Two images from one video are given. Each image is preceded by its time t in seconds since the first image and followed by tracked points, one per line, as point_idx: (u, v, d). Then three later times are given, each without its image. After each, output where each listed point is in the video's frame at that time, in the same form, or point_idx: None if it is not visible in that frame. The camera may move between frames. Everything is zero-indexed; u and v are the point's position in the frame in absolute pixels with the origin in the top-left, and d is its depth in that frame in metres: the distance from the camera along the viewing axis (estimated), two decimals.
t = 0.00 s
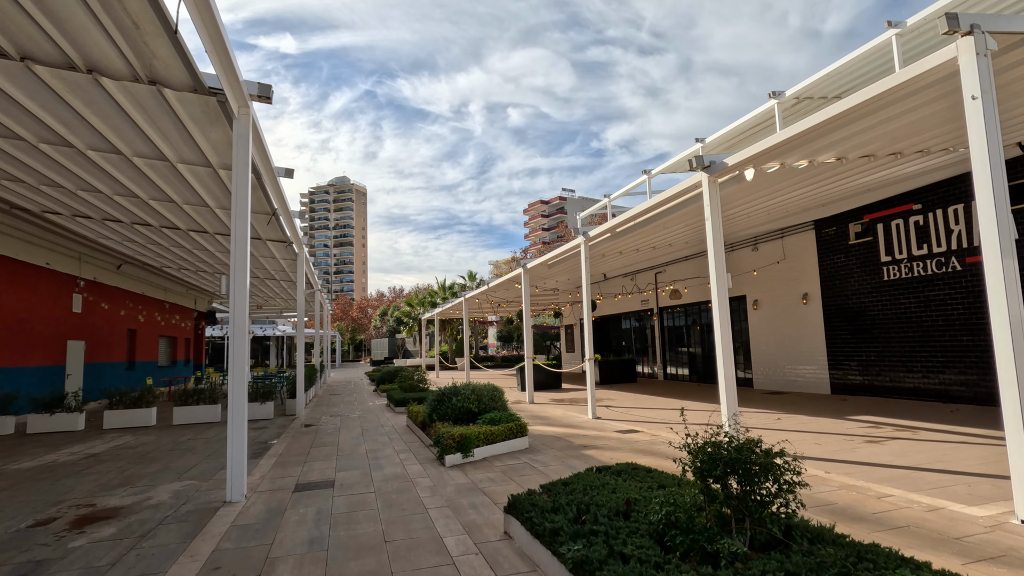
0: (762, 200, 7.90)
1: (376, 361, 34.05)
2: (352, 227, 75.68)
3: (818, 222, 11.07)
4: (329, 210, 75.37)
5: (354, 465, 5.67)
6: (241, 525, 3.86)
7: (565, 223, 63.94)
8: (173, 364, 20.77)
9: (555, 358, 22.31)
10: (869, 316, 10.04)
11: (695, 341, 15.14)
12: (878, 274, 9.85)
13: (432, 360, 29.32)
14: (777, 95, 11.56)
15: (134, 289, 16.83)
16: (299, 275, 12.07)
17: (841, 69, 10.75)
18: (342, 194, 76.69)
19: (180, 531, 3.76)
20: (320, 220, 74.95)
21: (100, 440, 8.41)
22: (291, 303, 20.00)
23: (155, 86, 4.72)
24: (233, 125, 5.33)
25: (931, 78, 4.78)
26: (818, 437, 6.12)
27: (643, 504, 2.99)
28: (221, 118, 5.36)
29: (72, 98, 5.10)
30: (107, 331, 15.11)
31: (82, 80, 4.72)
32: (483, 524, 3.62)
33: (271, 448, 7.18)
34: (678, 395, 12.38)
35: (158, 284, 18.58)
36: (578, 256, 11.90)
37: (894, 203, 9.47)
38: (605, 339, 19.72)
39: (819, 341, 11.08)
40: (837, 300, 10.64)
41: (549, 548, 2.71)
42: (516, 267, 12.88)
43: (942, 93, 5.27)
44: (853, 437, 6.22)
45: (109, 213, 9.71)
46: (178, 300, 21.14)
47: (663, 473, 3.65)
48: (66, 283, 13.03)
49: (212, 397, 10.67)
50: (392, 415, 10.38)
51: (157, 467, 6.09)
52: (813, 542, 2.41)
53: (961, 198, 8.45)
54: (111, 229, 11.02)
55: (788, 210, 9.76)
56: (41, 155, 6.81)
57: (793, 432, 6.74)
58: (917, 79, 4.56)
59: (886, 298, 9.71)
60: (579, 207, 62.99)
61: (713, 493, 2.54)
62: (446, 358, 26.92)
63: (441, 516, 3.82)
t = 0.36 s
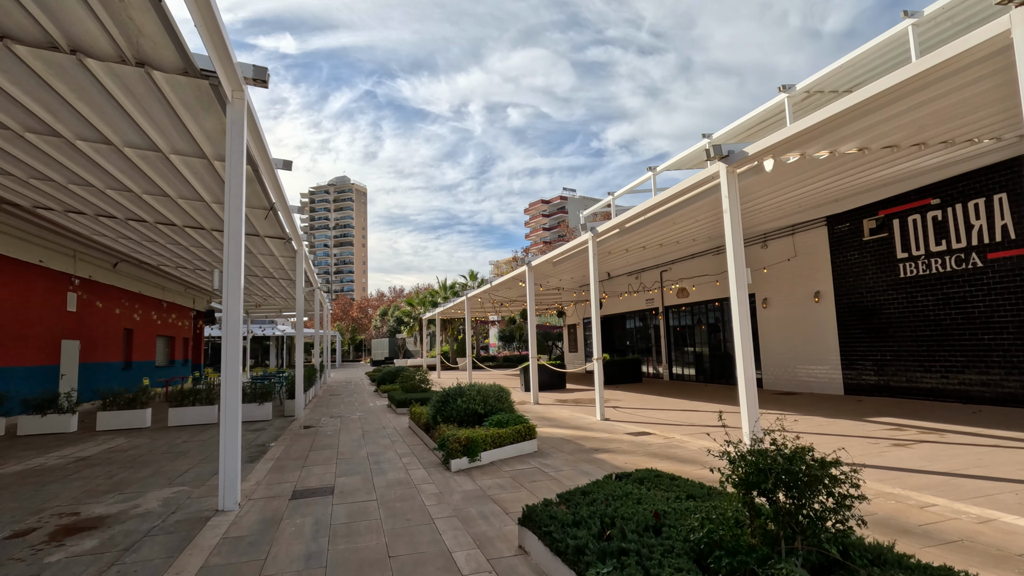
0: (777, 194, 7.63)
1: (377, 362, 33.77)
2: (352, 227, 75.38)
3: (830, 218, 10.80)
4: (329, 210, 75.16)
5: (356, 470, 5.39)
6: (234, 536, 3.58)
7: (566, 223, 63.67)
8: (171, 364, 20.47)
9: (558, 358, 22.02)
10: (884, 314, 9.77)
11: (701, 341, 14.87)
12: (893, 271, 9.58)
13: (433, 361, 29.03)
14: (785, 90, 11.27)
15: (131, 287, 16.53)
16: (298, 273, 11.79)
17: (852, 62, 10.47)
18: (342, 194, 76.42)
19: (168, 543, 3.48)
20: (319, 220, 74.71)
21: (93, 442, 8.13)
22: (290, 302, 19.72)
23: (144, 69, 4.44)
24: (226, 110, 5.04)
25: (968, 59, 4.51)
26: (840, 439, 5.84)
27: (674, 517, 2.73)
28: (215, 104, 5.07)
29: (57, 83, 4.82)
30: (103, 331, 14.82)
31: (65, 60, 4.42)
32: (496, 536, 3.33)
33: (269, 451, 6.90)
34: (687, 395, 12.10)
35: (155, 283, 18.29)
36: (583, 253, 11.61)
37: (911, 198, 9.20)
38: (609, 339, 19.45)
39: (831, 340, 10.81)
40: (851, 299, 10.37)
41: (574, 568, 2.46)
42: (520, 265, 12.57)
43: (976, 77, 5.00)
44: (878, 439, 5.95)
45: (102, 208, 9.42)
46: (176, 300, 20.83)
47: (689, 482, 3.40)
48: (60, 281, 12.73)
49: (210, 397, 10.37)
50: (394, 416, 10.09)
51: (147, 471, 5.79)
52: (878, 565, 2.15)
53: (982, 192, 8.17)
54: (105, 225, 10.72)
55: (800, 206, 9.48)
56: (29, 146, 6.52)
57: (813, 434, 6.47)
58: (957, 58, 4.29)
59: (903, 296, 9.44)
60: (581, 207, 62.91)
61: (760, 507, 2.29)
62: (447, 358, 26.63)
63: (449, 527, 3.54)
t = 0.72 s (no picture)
0: (793, 185, 7.29)
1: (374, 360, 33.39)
2: (350, 225, 74.85)
3: (842, 212, 10.47)
4: (327, 208, 74.65)
5: (351, 476, 5.04)
6: (215, 555, 3.23)
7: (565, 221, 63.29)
8: (165, 363, 20.06)
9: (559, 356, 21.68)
10: (900, 311, 9.45)
11: (706, 339, 14.55)
12: (909, 267, 9.26)
13: (432, 359, 28.66)
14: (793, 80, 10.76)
15: (122, 285, 16.12)
16: (293, 269, 11.41)
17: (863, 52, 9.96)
18: (340, 191, 75.90)
19: (140, 564, 3.13)
20: (317, 218, 74.17)
21: (77, 446, 7.75)
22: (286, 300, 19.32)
23: (119, 42, 4.06)
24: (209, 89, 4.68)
25: (1012, 33, 4.17)
26: (867, 441, 5.50)
27: (715, 540, 2.40)
28: (198, 82, 4.69)
29: (26, 60, 4.44)
30: (92, 329, 14.40)
31: (31, 32, 4.04)
32: (506, 556, 2.99)
33: (260, 455, 6.54)
34: (693, 394, 11.79)
35: (147, 281, 17.86)
36: (588, 248, 11.28)
37: (928, 190, 8.88)
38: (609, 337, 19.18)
39: (843, 338, 10.48)
40: (864, 295, 10.05)
41: None
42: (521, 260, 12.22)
43: (1016, 55, 4.65)
44: (906, 442, 5.61)
45: (87, 201, 9.02)
46: (169, 297, 20.41)
47: (720, 495, 3.07)
48: (46, 278, 12.32)
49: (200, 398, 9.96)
50: (392, 417, 9.74)
51: (128, 478, 5.42)
52: None
53: (1004, 183, 7.85)
54: (91, 219, 10.31)
55: (813, 198, 9.14)
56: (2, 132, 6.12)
57: (835, 436, 6.14)
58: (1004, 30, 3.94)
59: (919, 291, 9.12)
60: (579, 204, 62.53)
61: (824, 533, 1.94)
62: (446, 357, 26.26)
63: (454, 546, 3.19)
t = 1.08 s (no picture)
0: (812, 176, 7.00)
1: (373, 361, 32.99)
2: (347, 225, 74.38)
3: (856, 206, 10.19)
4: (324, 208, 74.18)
5: (355, 484, 4.72)
6: None
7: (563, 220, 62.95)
8: (159, 364, 19.66)
9: (560, 356, 21.37)
10: (917, 308, 9.16)
11: (712, 338, 14.26)
12: (928, 262, 8.99)
13: (431, 360, 28.30)
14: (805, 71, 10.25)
15: (115, 284, 15.73)
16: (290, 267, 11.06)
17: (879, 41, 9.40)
18: (337, 191, 75.45)
19: None
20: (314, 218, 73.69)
21: (65, 451, 7.41)
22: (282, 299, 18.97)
23: (101, 14, 3.73)
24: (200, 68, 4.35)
25: None
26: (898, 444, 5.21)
27: (780, 566, 2.07)
28: (188, 60, 4.37)
29: (2, 37, 4.10)
30: (83, 330, 14.02)
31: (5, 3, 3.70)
32: None
33: (257, 460, 6.21)
34: (702, 394, 11.51)
35: (141, 280, 17.47)
36: (594, 245, 10.97)
37: (948, 182, 8.59)
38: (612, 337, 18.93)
39: (857, 336, 10.20)
40: (879, 292, 9.77)
41: None
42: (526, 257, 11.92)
43: None
44: (941, 445, 5.31)
45: (76, 196, 8.66)
46: (164, 297, 20.01)
47: (765, 506, 2.77)
48: (36, 277, 11.94)
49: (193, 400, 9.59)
50: (394, 419, 9.41)
51: (117, 486, 5.09)
52: None
53: None
54: (81, 215, 9.96)
55: (829, 191, 8.85)
56: None
57: (862, 438, 5.84)
58: None
59: (938, 288, 8.84)
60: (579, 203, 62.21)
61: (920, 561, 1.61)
62: (446, 357, 25.91)
63: (472, 566, 2.87)
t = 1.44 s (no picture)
0: (830, 172, 6.75)
1: (371, 364, 32.66)
2: (345, 227, 74.03)
3: (867, 204, 9.96)
4: (321, 210, 73.87)
5: (356, 498, 4.43)
6: None
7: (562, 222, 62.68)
8: (154, 368, 19.31)
9: (562, 358, 21.08)
10: (933, 309, 8.92)
11: (717, 340, 14.01)
12: (943, 262, 8.76)
13: (430, 362, 28.01)
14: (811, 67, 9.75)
15: (108, 286, 15.41)
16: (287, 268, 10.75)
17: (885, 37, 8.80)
18: (334, 193, 75.04)
19: None
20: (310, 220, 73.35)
21: (52, 460, 7.10)
22: (279, 301, 18.66)
23: None
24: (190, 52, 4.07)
25: None
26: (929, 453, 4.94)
27: None
28: (178, 45, 4.08)
29: None
30: (75, 333, 13.69)
31: None
32: None
33: (253, 471, 5.92)
34: (709, 398, 11.25)
35: (135, 283, 17.15)
36: (600, 245, 10.73)
37: (964, 180, 8.36)
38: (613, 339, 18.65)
39: (868, 338, 9.96)
40: (892, 292, 9.53)
41: None
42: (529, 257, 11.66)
43: None
44: (972, 452, 5.05)
45: (65, 194, 8.36)
46: (158, 300, 19.68)
47: (813, 528, 2.51)
48: (25, 280, 11.62)
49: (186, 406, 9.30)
50: (395, 424, 9.12)
51: (102, 500, 4.79)
52: None
53: None
54: (71, 215, 9.65)
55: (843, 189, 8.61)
56: None
57: (887, 444, 5.58)
58: None
59: (954, 288, 8.61)
60: (577, 205, 62.17)
61: None
62: (446, 359, 25.62)
63: None
